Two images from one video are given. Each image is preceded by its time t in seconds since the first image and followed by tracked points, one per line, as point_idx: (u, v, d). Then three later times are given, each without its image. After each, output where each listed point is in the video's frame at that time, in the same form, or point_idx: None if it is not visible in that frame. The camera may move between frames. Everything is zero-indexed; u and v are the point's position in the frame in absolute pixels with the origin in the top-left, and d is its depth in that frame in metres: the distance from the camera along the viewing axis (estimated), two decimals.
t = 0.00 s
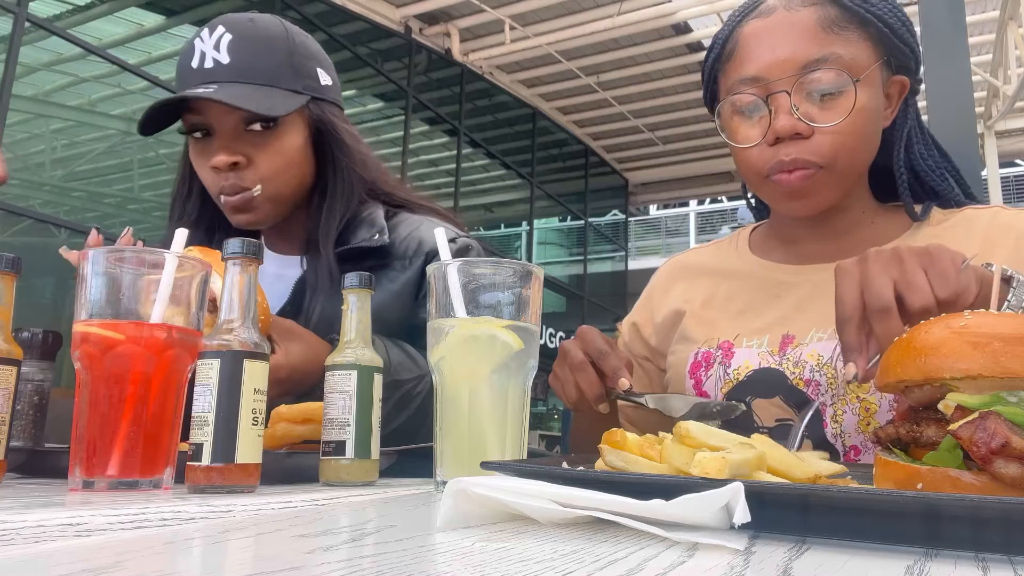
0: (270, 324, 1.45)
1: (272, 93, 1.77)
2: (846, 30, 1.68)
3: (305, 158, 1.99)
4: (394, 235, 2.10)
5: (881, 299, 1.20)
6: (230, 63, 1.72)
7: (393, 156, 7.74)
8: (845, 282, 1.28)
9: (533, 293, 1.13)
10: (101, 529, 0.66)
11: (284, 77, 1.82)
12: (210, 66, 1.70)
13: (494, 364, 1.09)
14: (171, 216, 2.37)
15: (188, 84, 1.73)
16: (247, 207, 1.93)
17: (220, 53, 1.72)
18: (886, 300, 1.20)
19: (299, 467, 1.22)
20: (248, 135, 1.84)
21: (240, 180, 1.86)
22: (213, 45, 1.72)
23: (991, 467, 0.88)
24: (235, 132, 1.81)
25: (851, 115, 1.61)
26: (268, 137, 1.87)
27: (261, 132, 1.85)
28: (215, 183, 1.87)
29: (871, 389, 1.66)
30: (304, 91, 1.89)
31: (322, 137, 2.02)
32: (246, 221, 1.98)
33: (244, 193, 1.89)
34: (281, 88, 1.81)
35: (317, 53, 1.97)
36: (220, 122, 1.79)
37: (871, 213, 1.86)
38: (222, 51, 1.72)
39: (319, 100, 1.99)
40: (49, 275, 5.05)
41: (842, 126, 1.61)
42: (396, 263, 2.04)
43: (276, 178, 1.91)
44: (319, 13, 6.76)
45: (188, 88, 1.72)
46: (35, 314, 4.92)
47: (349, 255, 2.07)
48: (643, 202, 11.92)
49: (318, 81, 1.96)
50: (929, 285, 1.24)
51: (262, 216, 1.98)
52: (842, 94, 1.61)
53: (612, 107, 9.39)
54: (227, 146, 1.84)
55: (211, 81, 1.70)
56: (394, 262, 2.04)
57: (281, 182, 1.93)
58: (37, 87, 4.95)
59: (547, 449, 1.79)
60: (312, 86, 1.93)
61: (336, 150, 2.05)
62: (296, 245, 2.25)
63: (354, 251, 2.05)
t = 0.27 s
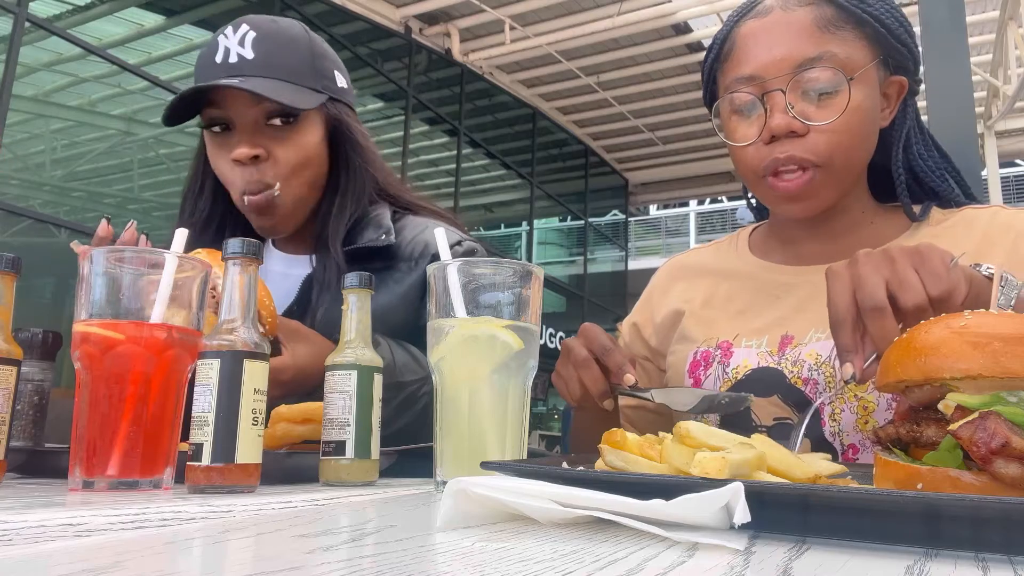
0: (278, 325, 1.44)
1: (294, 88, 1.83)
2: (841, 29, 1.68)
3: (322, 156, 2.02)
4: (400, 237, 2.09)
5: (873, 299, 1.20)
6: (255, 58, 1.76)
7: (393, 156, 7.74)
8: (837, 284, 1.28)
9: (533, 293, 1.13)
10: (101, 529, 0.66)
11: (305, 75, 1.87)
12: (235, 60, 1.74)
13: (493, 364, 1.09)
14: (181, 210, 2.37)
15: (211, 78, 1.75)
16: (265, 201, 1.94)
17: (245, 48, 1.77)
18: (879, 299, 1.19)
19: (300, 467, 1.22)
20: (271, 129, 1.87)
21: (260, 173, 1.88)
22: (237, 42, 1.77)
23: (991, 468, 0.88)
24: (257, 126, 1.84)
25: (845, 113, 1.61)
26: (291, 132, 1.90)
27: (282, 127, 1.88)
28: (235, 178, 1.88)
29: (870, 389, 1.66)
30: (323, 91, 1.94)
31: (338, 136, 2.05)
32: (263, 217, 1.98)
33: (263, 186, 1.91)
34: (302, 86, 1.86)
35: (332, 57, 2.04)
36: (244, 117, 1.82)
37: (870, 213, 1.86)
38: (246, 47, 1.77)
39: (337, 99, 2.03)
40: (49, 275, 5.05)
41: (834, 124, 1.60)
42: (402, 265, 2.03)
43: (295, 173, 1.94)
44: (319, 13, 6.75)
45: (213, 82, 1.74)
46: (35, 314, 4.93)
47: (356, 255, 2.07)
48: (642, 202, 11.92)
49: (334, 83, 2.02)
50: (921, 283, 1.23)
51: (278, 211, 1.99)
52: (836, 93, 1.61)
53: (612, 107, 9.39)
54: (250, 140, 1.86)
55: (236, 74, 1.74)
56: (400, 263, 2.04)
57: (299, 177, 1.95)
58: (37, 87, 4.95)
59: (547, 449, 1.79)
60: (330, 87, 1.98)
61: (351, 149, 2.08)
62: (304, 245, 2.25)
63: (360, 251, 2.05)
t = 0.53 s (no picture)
0: (283, 324, 1.44)
1: (299, 87, 1.83)
2: (841, 30, 1.68)
3: (325, 155, 2.01)
4: (404, 237, 2.10)
5: (856, 309, 1.19)
6: (261, 55, 1.78)
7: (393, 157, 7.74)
8: (819, 296, 1.29)
9: (533, 293, 1.13)
10: (101, 529, 0.66)
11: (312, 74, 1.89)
12: (240, 58, 1.76)
13: (494, 364, 1.09)
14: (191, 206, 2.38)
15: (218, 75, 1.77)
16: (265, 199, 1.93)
17: (251, 46, 1.79)
18: (861, 308, 1.19)
19: (300, 467, 1.22)
20: (273, 125, 1.87)
21: (260, 169, 1.87)
22: (246, 40, 1.80)
23: (991, 468, 0.88)
24: (259, 122, 1.85)
25: (844, 114, 1.61)
26: (293, 128, 1.90)
27: (285, 124, 1.88)
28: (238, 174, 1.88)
29: (870, 386, 1.65)
30: (327, 89, 1.95)
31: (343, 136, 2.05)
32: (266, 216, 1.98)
33: (264, 183, 1.89)
34: (307, 84, 1.87)
35: (341, 58, 2.06)
36: (245, 111, 1.82)
37: (869, 213, 1.86)
38: (253, 45, 1.79)
39: (342, 99, 2.03)
40: (49, 275, 5.05)
41: (833, 125, 1.60)
42: (406, 265, 2.04)
43: (296, 170, 1.92)
44: (319, 13, 6.75)
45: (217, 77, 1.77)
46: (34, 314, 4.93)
47: (360, 254, 2.07)
48: (643, 202, 11.92)
49: (343, 84, 2.04)
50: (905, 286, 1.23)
51: (279, 209, 1.97)
52: (835, 94, 1.61)
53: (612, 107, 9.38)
54: (252, 135, 1.86)
55: (241, 71, 1.76)
56: (404, 263, 2.05)
57: (301, 175, 1.94)
58: (37, 88, 4.95)
59: (547, 449, 1.79)
60: (336, 86, 1.99)
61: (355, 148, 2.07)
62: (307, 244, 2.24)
63: (365, 251, 2.06)
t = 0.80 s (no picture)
0: (283, 322, 1.45)
1: (301, 85, 1.85)
2: (838, 31, 1.68)
3: (325, 152, 2.01)
4: (406, 236, 2.10)
5: (854, 311, 1.19)
6: (261, 52, 1.78)
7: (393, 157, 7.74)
8: (817, 295, 1.28)
9: (532, 293, 1.13)
10: (100, 529, 0.66)
11: (313, 72, 1.90)
12: (241, 55, 1.77)
13: (494, 364, 1.09)
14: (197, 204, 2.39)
15: (219, 71, 1.78)
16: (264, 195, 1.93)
17: (252, 44, 1.79)
18: (858, 311, 1.18)
19: (298, 467, 1.22)
20: (272, 121, 1.87)
21: (259, 165, 1.87)
22: (247, 38, 1.80)
23: (991, 467, 0.87)
24: (259, 118, 1.85)
25: (837, 112, 1.61)
26: (293, 124, 1.90)
27: (285, 120, 1.88)
28: (237, 169, 1.88)
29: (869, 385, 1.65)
30: (326, 87, 1.95)
31: (344, 132, 2.04)
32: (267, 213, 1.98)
33: (262, 178, 1.89)
34: (306, 81, 1.87)
35: (344, 57, 2.07)
36: (244, 107, 1.83)
37: (867, 214, 1.86)
38: (254, 43, 1.80)
39: (343, 97, 2.03)
40: (49, 275, 5.06)
41: (825, 122, 1.60)
42: (408, 263, 2.04)
43: (296, 166, 1.92)
44: (319, 13, 6.75)
45: (216, 73, 1.78)
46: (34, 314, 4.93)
47: (363, 252, 2.07)
48: (643, 202, 11.92)
49: (344, 83, 2.04)
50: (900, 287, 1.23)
51: (278, 205, 1.97)
52: (830, 93, 1.62)
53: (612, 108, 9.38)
54: (251, 131, 1.87)
55: (241, 68, 1.77)
56: (406, 261, 2.05)
57: (300, 170, 1.94)
58: (37, 87, 4.94)
59: (547, 449, 1.79)
60: (336, 83, 1.99)
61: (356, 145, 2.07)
62: (309, 241, 2.25)
63: (367, 248, 2.06)
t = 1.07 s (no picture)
0: (280, 320, 1.45)
1: (300, 85, 1.85)
2: (841, 33, 1.68)
3: (325, 152, 2.01)
4: (406, 235, 2.10)
5: (884, 317, 1.21)
6: (260, 53, 1.77)
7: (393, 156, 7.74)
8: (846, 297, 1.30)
9: (532, 293, 1.13)
10: (99, 529, 0.66)
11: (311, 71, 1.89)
12: (240, 56, 1.77)
13: (494, 364, 1.09)
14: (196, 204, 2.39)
15: (219, 73, 1.77)
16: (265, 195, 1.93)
17: (251, 44, 1.78)
18: (888, 317, 1.21)
19: (297, 468, 1.22)
20: (272, 121, 1.87)
21: (260, 165, 1.87)
22: (246, 39, 1.79)
23: (991, 467, 0.87)
24: (257, 118, 1.85)
25: (842, 113, 1.61)
26: (292, 125, 1.90)
27: (285, 120, 1.89)
28: (238, 170, 1.89)
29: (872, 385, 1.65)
30: (326, 86, 1.95)
31: (344, 133, 2.05)
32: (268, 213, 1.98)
33: (262, 178, 1.90)
34: (306, 81, 1.87)
35: (343, 57, 2.07)
36: (244, 108, 1.83)
37: (868, 216, 1.86)
38: (252, 44, 1.79)
39: (343, 97, 2.04)
40: (49, 275, 5.06)
41: (830, 124, 1.60)
42: (408, 262, 2.04)
43: (296, 166, 1.92)
44: (319, 13, 6.76)
45: (218, 74, 1.78)
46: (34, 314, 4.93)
47: (363, 251, 2.07)
48: (643, 202, 11.92)
49: (342, 81, 2.04)
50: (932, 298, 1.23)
51: (278, 205, 1.97)
52: (834, 94, 1.61)
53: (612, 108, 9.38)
54: (251, 132, 1.87)
55: (241, 68, 1.76)
56: (406, 261, 2.04)
57: (300, 170, 1.94)
58: (37, 87, 4.94)
59: (547, 449, 1.79)
60: (335, 82, 1.99)
61: (357, 146, 2.07)
62: (309, 240, 2.25)
63: (367, 247, 2.06)
